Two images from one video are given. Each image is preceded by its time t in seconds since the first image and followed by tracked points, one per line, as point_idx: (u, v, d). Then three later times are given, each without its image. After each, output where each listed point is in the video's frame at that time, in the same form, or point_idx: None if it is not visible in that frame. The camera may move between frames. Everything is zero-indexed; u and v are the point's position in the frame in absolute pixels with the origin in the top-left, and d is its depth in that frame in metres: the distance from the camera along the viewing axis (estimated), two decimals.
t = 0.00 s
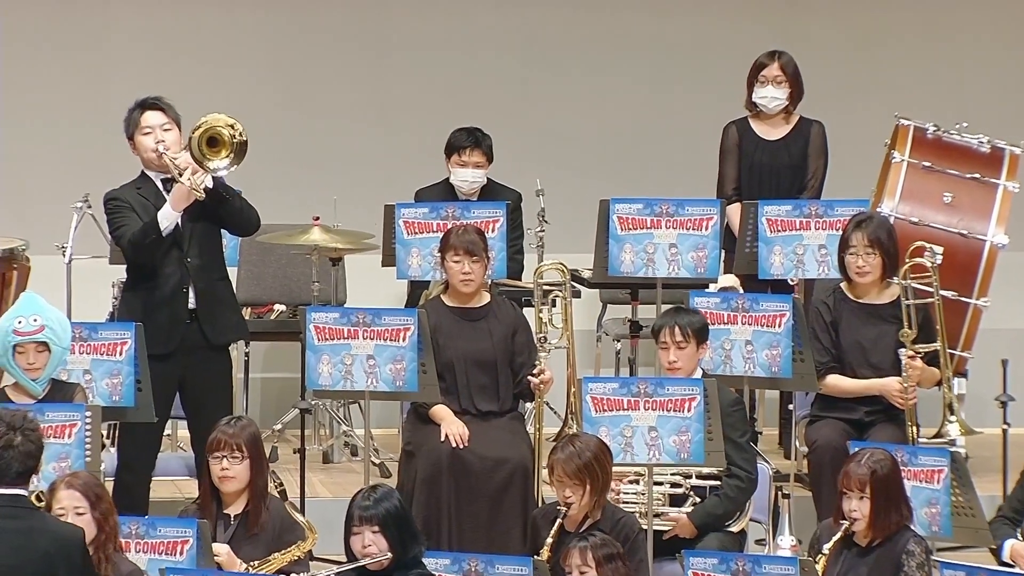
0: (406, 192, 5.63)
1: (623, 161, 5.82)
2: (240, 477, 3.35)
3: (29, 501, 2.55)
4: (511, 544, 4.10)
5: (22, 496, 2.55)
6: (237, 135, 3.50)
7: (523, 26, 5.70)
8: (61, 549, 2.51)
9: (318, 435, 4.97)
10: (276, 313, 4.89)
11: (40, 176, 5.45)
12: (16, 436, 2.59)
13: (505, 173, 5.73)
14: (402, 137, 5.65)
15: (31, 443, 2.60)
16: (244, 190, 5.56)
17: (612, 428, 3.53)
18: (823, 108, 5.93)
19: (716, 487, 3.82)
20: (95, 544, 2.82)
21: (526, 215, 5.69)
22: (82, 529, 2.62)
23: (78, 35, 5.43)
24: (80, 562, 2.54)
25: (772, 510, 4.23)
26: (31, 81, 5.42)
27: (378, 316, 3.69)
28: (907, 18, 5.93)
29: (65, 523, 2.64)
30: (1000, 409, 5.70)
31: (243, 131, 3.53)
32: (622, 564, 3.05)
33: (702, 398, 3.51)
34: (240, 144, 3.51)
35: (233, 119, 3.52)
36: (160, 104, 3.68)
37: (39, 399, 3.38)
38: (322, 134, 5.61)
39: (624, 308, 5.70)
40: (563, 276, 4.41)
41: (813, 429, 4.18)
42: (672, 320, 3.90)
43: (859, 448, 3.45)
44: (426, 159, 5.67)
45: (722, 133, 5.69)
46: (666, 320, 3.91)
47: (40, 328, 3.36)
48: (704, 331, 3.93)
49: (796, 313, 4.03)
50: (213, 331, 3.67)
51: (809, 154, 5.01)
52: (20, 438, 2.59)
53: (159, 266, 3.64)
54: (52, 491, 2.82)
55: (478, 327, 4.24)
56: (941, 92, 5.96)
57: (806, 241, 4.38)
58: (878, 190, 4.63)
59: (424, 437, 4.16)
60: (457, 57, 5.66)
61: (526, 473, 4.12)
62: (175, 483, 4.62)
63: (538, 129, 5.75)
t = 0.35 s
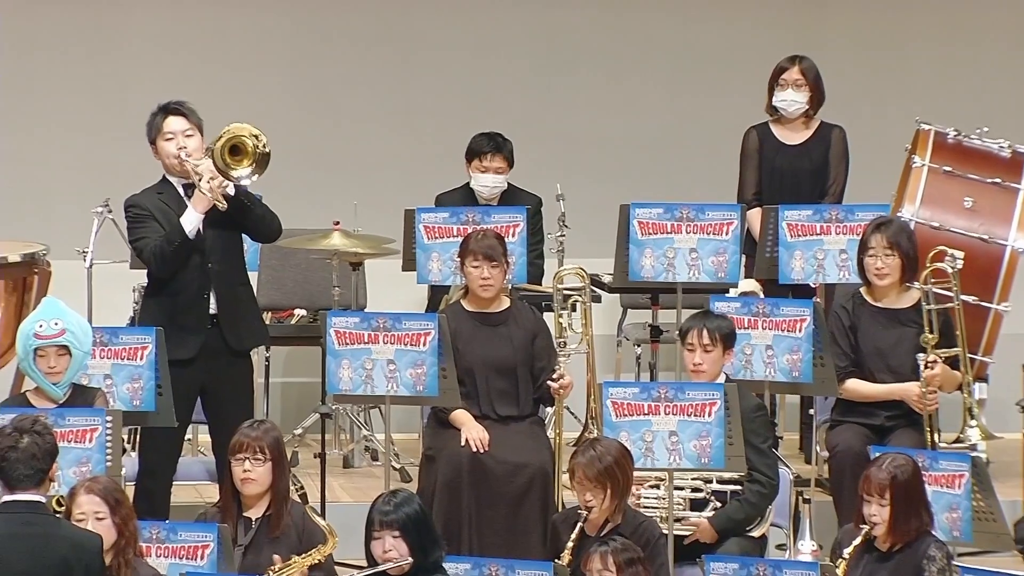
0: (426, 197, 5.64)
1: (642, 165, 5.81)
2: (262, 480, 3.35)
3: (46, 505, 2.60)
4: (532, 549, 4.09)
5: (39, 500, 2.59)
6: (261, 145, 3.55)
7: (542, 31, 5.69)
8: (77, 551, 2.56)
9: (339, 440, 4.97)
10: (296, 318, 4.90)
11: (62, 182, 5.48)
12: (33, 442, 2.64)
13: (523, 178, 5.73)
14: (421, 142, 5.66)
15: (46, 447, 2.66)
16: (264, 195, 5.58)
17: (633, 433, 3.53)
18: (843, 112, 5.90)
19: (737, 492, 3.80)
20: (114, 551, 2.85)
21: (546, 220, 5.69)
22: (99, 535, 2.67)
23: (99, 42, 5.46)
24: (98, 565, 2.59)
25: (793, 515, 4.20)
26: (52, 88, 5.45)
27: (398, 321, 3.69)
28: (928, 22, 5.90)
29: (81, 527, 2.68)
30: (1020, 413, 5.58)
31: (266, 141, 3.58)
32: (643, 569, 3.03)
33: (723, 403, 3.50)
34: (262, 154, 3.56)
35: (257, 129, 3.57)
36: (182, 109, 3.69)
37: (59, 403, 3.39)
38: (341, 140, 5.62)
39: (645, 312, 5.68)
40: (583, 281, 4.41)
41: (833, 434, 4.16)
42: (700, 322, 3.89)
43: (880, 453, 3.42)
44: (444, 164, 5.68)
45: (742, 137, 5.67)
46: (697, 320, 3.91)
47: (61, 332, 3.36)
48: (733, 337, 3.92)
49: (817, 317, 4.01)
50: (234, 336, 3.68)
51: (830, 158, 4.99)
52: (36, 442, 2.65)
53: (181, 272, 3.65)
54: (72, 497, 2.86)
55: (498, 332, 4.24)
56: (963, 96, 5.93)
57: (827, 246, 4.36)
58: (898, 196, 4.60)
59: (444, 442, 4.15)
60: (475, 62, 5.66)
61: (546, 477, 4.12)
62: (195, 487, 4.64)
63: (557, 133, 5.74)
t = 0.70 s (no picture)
0: (463, 207, 5.60)
1: (682, 174, 5.74)
2: (299, 492, 3.32)
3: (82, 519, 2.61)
4: (572, 562, 4.02)
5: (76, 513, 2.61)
6: (301, 160, 3.48)
7: (580, 40, 5.64)
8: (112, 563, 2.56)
9: (376, 452, 4.93)
10: (334, 329, 4.87)
11: (99, 194, 5.46)
12: (74, 456, 2.66)
13: (562, 188, 5.67)
14: (459, 152, 5.62)
15: (87, 462, 2.67)
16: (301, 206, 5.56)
17: (673, 445, 3.47)
18: (886, 120, 5.81)
19: (779, 506, 3.72)
20: (149, 564, 2.84)
21: (584, 230, 5.63)
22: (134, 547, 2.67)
23: (136, 54, 5.44)
24: None
25: (836, 528, 4.14)
26: (89, 101, 5.43)
27: (436, 332, 3.65)
28: (973, 28, 5.80)
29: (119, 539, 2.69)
30: None
31: (306, 156, 3.50)
32: None
33: (765, 415, 3.44)
34: (302, 169, 3.48)
35: (297, 142, 3.50)
36: (220, 118, 3.68)
37: (95, 415, 3.41)
38: (378, 150, 5.58)
39: (685, 323, 5.61)
40: (622, 291, 4.34)
41: (876, 446, 4.06)
42: (745, 333, 3.81)
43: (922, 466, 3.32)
44: (482, 174, 5.64)
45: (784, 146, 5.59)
46: (741, 331, 3.83)
47: (96, 343, 3.38)
48: (779, 348, 3.84)
49: (860, 329, 3.93)
50: (272, 347, 3.64)
51: (874, 167, 4.90)
52: (77, 457, 2.66)
53: (218, 282, 3.64)
54: (105, 511, 2.85)
55: (536, 344, 4.19)
56: (1009, 103, 5.83)
57: (869, 257, 4.27)
58: (942, 206, 4.50)
59: (483, 455, 4.10)
60: (513, 71, 5.62)
61: (586, 490, 4.05)
62: (233, 500, 4.61)
63: (597, 143, 5.68)
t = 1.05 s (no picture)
0: (504, 218, 5.56)
1: (726, 184, 5.66)
2: (337, 507, 3.28)
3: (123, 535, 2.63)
4: None
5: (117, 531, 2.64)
6: (340, 167, 3.49)
7: (623, 48, 5.57)
8: None
9: (416, 465, 4.89)
10: (373, 340, 4.84)
11: (140, 205, 5.45)
12: (120, 476, 2.73)
13: (604, 198, 5.60)
14: (500, 162, 5.58)
15: (132, 482, 2.74)
16: (341, 217, 5.52)
17: (716, 458, 3.39)
18: (934, 129, 5.69)
19: (825, 520, 3.63)
20: None
21: (627, 241, 5.56)
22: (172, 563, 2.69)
23: (177, 66, 5.43)
24: None
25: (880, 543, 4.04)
26: (129, 112, 5.42)
27: (477, 343, 3.60)
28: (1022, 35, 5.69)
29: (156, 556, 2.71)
30: None
31: (346, 163, 3.51)
32: None
33: (808, 428, 3.35)
34: (342, 175, 3.49)
35: (336, 149, 3.51)
36: (259, 127, 3.66)
37: (131, 428, 3.39)
38: (419, 161, 5.55)
39: (728, 335, 5.52)
40: (664, 303, 4.29)
41: (921, 459, 3.97)
42: (791, 345, 3.74)
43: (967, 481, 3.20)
44: (523, 184, 5.59)
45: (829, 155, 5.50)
46: (787, 343, 3.75)
47: (132, 356, 3.39)
48: (825, 361, 3.75)
49: (907, 341, 3.83)
50: (311, 359, 3.61)
51: (920, 177, 4.79)
52: (123, 477, 2.73)
53: (257, 293, 3.61)
54: (138, 528, 2.86)
55: (577, 356, 4.13)
56: None
57: (915, 268, 4.16)
58: (989, 217, 4.40)
59: (524, 467, 4.05)
60: (555, 80, 5.56)
61: (627, 504, 3.98)
62: (271, 513, 4.58)
63: (639, 152, 5.62)
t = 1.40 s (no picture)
0: (533, 226, 5.51)
1: (759, 192, 5.59)
2: (365, 519, 3.23)
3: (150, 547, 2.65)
4: None
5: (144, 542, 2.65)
6: (367, 171, 3.42)
7: (655, 56, 5.50)
8: None
9: (444, 477, 4.85)
10: (400, 350, 4.80)
11: (168, 214, 5.41)
12: (152, 484, 2.74)
13: (635, 207, 5.55)
14: (531, 171, 5.52)
15: (164, 492, 2.75)
16: (369, 226, 5.48)
17: (748, 470, 3.30)
18: (969, 137, 5.60)
19: (858, 533, 3.56)
20: None
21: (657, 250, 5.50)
22: None
23: (206, 74, 5.37)
24: None
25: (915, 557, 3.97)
26: (154, 118, 5.37)
27: (505, 353, 3.55)
28: None
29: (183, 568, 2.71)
30: None
31: (373, 167, 3.45)
32: None
33: (842, 439, 3.26)
34: (369, 179, 3.43)
35: (363, 154, 3.45)
36: (286, 134, 3.63)
37: (155, 441, 3.38)
38: (449, 170, 5.50)
39: (760, 345, 5.44)
40: (694, 313, 4.22)
41: (956, 472, 3.87)
42: (825, 356, 3.65)
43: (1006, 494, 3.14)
44: (553, 193, 5.54)
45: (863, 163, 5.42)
46: (821, 354, 3.67)
47: (154, 375, 3.35)
48: (860, 371, 3.68)
49: (941, 351, 3.76)
50: (339, 370, 3.58)
51: (956, 186, 4.70)
52: (155, 486, 2.74)
53: (284, 303, 3.57)
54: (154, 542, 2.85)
55: (606, 366, 4.07)
56: None
57: (950, 277, 4.06)
58: None
59: (553, 479, 3.99)
60: (587, 88, 5.50)
61: (658, 516, 3.91)
62: (297, 525, 4.54)
63: (671, 160, 5.55)
